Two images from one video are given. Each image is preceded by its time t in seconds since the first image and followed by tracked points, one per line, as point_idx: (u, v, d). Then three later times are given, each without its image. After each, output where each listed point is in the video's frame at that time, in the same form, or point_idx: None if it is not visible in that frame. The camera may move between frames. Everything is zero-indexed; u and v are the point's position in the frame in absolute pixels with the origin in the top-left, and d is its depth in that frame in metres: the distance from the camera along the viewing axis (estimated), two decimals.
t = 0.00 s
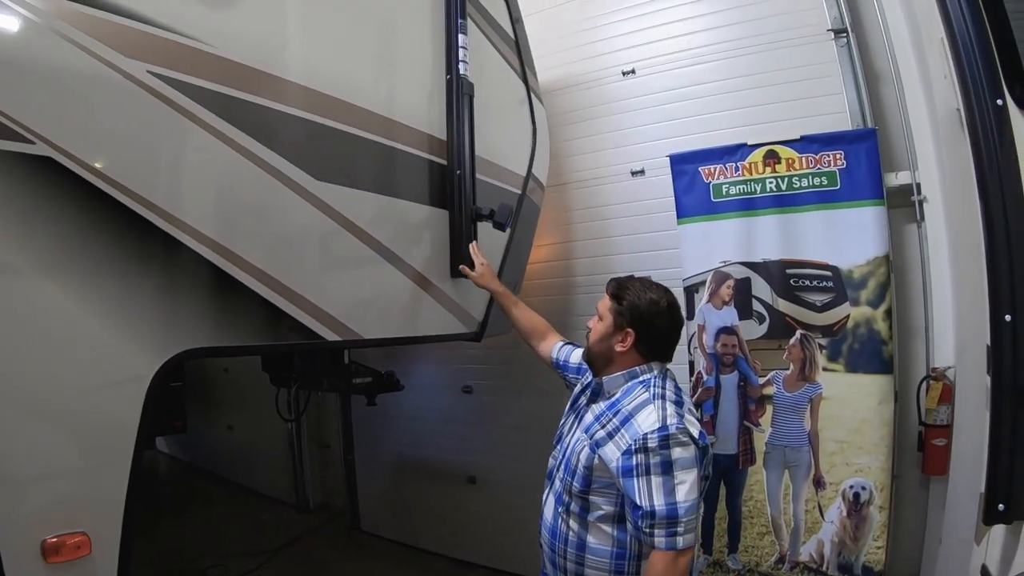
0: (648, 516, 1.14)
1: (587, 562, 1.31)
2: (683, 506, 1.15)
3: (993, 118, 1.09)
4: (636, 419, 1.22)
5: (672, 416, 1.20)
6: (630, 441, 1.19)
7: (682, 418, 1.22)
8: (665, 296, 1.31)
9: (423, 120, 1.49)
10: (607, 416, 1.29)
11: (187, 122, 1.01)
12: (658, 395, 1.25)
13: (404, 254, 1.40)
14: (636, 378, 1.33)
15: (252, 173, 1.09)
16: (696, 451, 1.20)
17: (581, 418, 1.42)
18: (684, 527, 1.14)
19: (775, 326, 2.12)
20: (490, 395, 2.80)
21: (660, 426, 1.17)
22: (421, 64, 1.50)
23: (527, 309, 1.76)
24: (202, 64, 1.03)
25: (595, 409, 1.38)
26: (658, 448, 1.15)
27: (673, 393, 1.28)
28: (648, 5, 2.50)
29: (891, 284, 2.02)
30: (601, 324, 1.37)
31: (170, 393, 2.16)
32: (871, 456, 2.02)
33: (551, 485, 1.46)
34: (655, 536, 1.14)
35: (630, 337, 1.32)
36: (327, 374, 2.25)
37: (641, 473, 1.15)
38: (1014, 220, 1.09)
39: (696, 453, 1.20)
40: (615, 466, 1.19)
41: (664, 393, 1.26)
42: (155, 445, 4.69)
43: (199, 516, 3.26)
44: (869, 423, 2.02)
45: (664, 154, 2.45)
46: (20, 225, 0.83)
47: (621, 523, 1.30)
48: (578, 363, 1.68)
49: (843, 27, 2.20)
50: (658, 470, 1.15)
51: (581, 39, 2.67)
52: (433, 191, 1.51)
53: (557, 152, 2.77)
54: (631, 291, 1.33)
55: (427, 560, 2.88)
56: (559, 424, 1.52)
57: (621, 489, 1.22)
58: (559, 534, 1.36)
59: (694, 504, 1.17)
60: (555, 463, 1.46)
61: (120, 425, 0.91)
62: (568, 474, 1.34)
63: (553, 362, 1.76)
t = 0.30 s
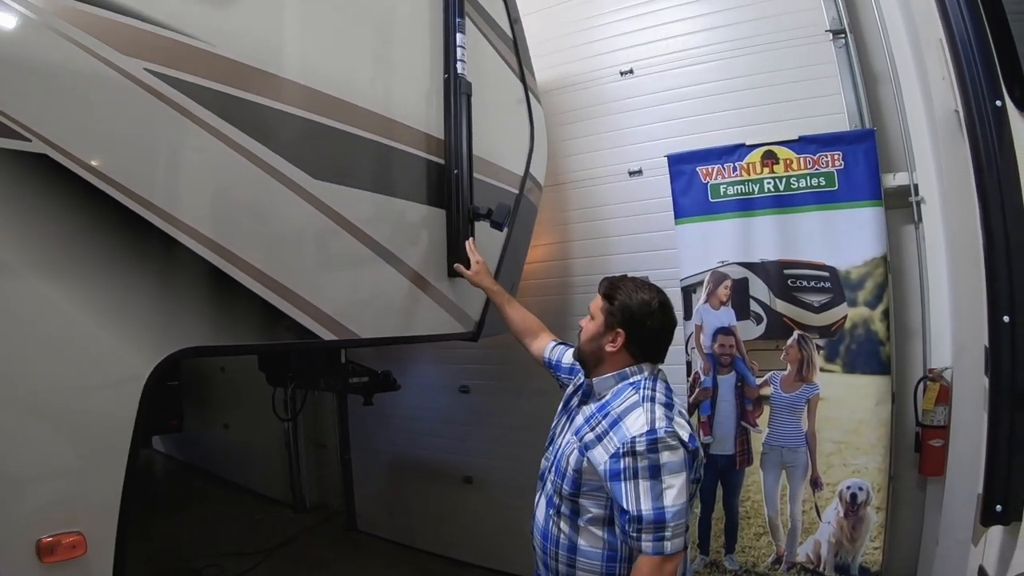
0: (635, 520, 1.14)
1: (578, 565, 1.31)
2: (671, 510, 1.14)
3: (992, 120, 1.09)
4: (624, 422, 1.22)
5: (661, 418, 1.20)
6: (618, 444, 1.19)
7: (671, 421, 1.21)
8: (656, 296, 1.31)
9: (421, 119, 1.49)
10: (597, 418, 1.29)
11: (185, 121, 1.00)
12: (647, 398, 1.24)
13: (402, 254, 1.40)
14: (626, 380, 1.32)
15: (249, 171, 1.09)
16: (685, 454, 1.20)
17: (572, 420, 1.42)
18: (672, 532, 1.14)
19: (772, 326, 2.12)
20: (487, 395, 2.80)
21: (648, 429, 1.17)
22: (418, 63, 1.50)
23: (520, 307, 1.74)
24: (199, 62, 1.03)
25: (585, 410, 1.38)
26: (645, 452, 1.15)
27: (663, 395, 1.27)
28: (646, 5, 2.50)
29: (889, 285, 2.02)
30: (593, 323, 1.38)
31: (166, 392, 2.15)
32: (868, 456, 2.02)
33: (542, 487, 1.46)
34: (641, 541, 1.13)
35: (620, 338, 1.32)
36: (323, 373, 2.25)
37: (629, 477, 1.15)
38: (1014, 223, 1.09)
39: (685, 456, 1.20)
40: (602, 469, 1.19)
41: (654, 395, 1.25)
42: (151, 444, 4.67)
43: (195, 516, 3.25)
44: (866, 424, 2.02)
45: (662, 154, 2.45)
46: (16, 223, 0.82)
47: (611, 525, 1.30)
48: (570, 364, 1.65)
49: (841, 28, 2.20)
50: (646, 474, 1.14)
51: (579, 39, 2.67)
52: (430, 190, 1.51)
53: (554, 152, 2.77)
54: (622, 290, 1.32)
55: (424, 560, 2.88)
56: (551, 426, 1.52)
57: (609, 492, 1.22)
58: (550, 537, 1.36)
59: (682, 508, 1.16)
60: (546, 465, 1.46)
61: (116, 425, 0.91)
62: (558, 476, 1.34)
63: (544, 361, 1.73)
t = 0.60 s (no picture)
0: (625, 522, 1.14)
1: (568, 562, 1.31)
2: (662, 514, 1.14)
3: (989, 118, 1.07)
4: (620, 423, 1.21)
5: (657, 422, 1.19)
6: (612, 445, 1.19)
7: (667, 425, 1.20)
8: (658, 297, 1.31)
9: (418, 118, 1.49)
10: (594, 417, 1.29)
11: (182, 121, 1.00)
12: (645, 400, 1.23)
13: (398, 253, 1.39)
14: (626, 380, 1.32)
15: (245, 170, 1.08)
16: (681, 459, 1.19)
17: (573, 417, 1.43)
18: (661, 536, 1.13)
19: (769, 326, 2.12)
20: (484, 395, 2.79)
21: (643, 432, 1.16)
22: (415, 63, 1.50)
23: (534, 309, 1.84)
24: (196, 60, 1.03)
25: (585, 409, 1.38)
26: (639, 455, 1.15)
27: (662, 397, 1.25)
28: (644, 5, 2.50)
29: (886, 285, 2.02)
30: (595, 323, 1.38)
31: (163, 392, 2.15)
32: (865, 456, 2.02)
33: (540, 482, 1.48)
34: (630, 543, 1.13)
35: (621, 338, 1.32)
36: (320, 373, 2.24)
37: (621, 478, 1.15)
38: (1011, 223, 1.06)
39: (680, 461, 1.19)
40: (596, 469, 1.19)
41: (652, 398, 1.24)
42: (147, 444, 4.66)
43: (191, 516, 3.24)
44: (864, 424, 2.02)
45: (659, 154, 2.45)
46: (13, 222, 0.82)
47: (603, 525, 1.29)
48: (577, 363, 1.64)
49: (838, 29, 2.20)
50: (638, 476, 1.14)
51: (577, 39, 2.67)
52: (427, 190, 1.50)
53: (551, 152, 2.77)
54: (624, 290, 1.32)
55: (421, 560, 2.87)
56: (553, 422, 1.52)
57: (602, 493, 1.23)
58: (543, 532, 1.37)
59: (674, 512, 1.16)
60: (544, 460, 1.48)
61: (112, 425, 0.91)
62: (554, 473, 1.35)
63: (554, 362, 1.73)
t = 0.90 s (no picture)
0: (623, 522, 1.14)
1: (566, 560, 1.32)
2: (660, 515, 1.14)
3: (988, 120, 1.07)
4: (619, 423, 1.21)
5: (657, 422, 1.19)
6: (611, 445, 1.19)
7: (667, 426, 1.20)
8: (659, 296, 1.30)
9: (416, 118, 1.48)
10: (594, 416, 1.29)
11: (180, 119, 1.00)
12: (645, 400, 1.23)
13: (396, 253, 1.39)
14: (627, 380, 1.33)
15: (244, 170, 1.08)
16: (680, 459, 1.19)
17: (573, 415, 1.43)
18: (660, 537, 1.13)
19: (768, 326, 2.12)
20: (481, 395, 2.79)
21: (642, 432, 1.16)
22: (414, 62, 1.50)
23: (546, 283, 1.88)
24: (193, 58, 1.02)
25: (584, 408, 1.38)
26: (638, 455, 1.15)
27: (662, 398, 1.25)
28: (643, 5, 2.50)
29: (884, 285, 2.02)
30: (596, 322, 1.39)
31: (160, 392, 2.14)
32: (863, 456, 2.02)
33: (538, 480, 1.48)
34: (629, 542, 1.13)
35: (622, 338, 1.31)
36: (317, 373, 2.24)
37: (620, 478, 1.15)
38: (1010, 226, 1.06)
39: (679, 461, 1.19)
40: (595, 469, 1.19)
41: (652, 398, 1.24)
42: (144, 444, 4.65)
43: (188, 516, 3.23)
44: (862, 424, 2.02)
45: (657, 154, 2.45)
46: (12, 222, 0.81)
47: (601, 524, 1.29)
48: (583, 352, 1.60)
49: (836, 29, 2.20)
50: (638, 476, 1.14)
51: (574, 38, 2.67)
52: (425, 189, 1.50)
53: (548, 152, 2.77)
54: (625, 289, 1.31)
55: (418, 560, 2.87)
56: (554, 420, 1.52)
57: (600, 492, 1.23)
58: (541, 530, 1.37)
59: (673, 513, 1.16)
60: (543, 457, 1.48)
61: (109, 425, 0.90)
62: (553, 471, 1.35)
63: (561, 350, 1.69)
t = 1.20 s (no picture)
0: (631, 523, 1.13)
1: (571, 561, 1.32)
2: (668, 515, 1.14)
3: (989, 120, 1.07)
4: (627, 423, 1.21)
5: (664, 423, 1.19)
6: (619, 446, 1.18)
7: (674, 426, 1.20)
8: (668, 293, 1.32)
9: (417, 118, 1.49)
10: (600, 417, 1.29)
11: (181, 119, 1.00)
12: (653, 401, 1.23)
13: (397, 253, 1.39)
14: (632, 381, 1.33)
15: (244, 169, 1.08)
16: (687, 460, 1.19)
17: (577, 416, 1.42)
18: (667, 537, 1.13)
19: (768, 326, 2.12)
20: (482, 395, 2.79)
21: (650, 433, 1.16)
22: (415, 62, 1.50)
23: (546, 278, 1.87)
24: (194, 58, 1.02)
25: (590, 409, 1.38)
26: (646, 456, 1.15)
27: (669, 399, 1.26)
28: (644, 5, 2.50)
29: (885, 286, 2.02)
30: (606, 327, 1.33)
31: (160, 392, 2.14)
32: (863, 457, 2.02)
33: (543, 481, 1.48)
34: (636, 543, 1.13)
35: (643, 341, 1.31)
36: (317, 373, 2.24)
37: (628, 479, 1.15)
38: (1012, 226, 1.05)
39: (687, 462, 1.19)
40: (602, 470, 1.19)
41: (659, 399, 1.24)
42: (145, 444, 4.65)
43: (188, 515, 3.24)
44: (862, 425, 2.02)
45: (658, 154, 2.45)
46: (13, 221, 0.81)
47: (607, 525, 1.29)
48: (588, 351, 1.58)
49: (837, 30, 2.20)
50: (645, 477, 1.14)
51: (575, 39, 2.68)
52: (426, 189, 1.50)
53: (549, 152, 2.77)
54: (637, 290, 1.29)
55: (418, 561, 2.86)
56: (558, 419, 1.52)
57: (608, 493, 1.22)
58: (546, 531, 1.37)
59: (680, 514, 1.16)
60: (548, 457, 1.48)
61: (109, 425, 0.90)
62: (558, 472, 1.35)
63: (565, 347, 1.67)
